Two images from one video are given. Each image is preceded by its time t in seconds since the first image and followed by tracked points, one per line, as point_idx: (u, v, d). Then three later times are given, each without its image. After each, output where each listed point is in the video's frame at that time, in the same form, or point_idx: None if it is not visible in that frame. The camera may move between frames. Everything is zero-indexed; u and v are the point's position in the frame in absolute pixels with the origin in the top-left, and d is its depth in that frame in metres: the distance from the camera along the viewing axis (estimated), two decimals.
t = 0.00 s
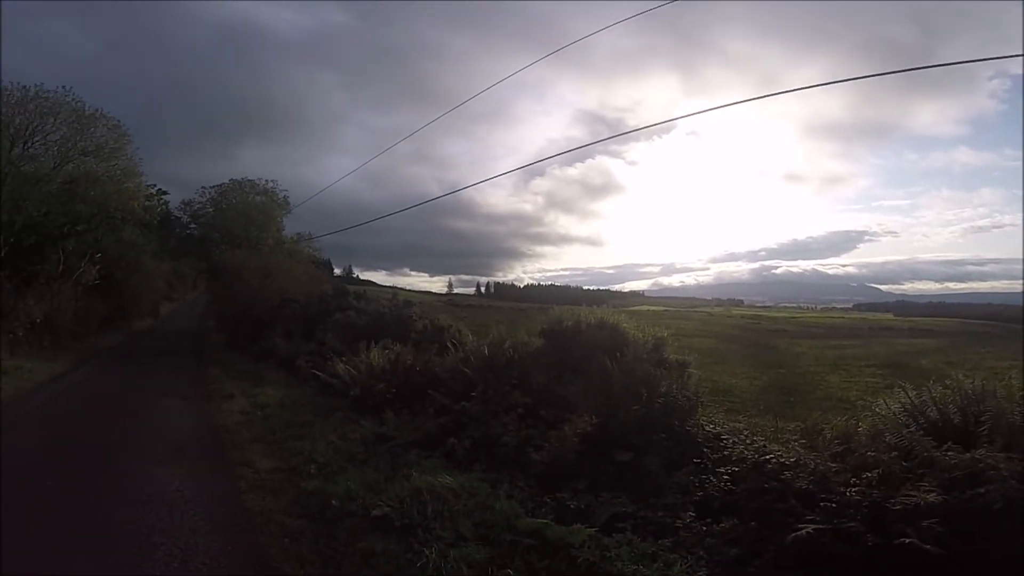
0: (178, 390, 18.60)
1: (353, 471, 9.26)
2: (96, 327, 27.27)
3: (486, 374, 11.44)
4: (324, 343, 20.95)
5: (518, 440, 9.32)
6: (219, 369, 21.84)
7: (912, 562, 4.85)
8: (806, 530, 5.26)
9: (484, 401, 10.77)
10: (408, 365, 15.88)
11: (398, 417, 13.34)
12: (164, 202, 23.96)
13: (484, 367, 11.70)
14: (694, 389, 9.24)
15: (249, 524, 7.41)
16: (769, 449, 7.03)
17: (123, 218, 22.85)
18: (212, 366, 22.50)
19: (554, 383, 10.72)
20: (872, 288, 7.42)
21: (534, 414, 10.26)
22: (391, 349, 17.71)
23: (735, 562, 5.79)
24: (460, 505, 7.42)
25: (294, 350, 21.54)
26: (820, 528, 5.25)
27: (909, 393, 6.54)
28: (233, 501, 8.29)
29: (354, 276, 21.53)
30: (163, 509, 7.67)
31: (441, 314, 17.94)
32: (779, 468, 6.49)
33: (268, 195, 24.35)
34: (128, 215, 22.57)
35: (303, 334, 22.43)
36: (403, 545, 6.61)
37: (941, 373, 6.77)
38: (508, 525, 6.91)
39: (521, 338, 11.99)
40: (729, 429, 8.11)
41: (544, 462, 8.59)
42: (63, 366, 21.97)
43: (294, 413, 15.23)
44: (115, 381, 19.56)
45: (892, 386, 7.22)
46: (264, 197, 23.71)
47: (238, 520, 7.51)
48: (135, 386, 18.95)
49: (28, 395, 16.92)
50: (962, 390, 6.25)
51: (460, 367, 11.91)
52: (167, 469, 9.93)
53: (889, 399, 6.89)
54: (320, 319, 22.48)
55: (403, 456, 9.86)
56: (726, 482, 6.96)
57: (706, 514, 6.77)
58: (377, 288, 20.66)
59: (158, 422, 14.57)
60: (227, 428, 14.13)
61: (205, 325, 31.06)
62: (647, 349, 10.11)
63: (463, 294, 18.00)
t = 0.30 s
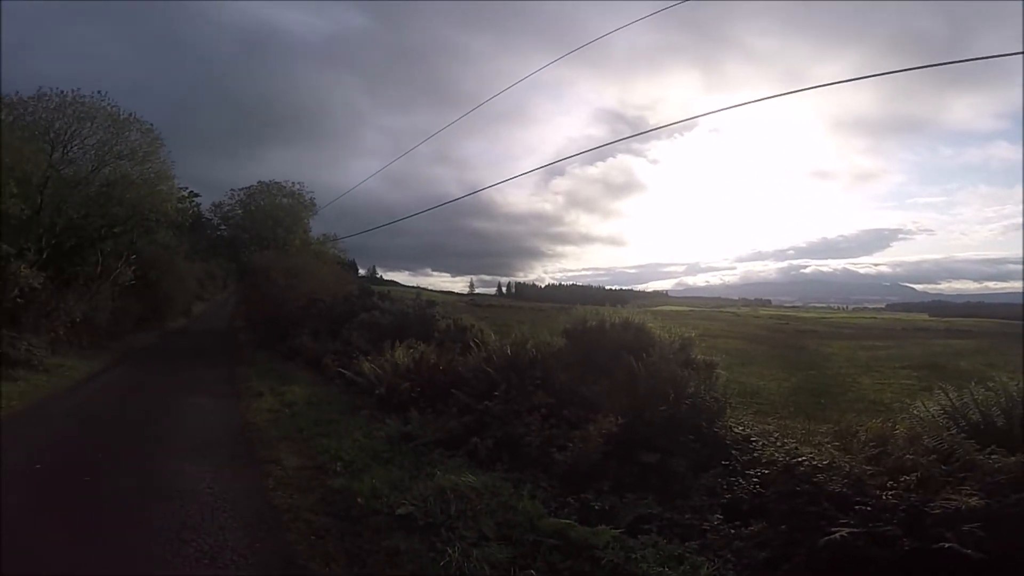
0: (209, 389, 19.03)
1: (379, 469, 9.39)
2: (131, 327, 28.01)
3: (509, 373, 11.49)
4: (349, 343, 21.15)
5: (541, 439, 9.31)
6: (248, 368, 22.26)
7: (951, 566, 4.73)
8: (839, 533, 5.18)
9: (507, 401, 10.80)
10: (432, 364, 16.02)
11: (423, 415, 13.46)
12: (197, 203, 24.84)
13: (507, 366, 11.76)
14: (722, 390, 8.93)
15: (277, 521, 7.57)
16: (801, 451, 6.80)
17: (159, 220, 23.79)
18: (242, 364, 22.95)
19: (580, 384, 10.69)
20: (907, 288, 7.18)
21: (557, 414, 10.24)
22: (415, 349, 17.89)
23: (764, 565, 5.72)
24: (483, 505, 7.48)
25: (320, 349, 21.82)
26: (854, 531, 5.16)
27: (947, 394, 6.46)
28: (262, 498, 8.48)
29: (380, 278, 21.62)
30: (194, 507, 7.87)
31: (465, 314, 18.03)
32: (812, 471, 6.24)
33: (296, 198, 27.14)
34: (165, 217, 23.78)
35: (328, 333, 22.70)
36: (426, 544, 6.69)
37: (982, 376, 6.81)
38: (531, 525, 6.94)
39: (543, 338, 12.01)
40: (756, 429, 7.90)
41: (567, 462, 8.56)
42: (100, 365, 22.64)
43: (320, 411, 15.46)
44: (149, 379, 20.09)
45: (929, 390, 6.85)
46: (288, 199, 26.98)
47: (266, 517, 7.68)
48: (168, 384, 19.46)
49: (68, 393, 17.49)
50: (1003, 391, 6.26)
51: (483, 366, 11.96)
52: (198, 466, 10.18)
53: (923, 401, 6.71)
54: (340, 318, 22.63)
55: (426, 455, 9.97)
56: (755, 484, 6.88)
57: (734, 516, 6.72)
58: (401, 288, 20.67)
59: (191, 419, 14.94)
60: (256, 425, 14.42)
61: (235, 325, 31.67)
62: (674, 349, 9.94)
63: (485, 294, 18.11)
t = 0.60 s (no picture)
0: (237, 388, 19.37)
1: (402, 469, 9.48)
2: (163, 327, 28.65)
3: (531, 373, 11.51)
4: (373, 343, 21.32)
5: (564, 440, 9.28)
6: (276, 367, 22.60)
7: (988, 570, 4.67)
8: (872, 537, 5.14)
9: (529, 401, 10.82)
10: (454, 365, 16.11)
11: (445, 415, 13.54)
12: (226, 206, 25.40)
13: (529, 367, 11.74)
14: (751, 392, 8.99)
15: (303, 518, 7.70)
16: (832, 454, 6.82)
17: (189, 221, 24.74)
18: (270, 364, 23.33)
19: (604, 386, 10.51)
20: (940, 288, 6.73)
21: (580, 414, 10.22)
22: (437, 349, 18.01)
23: (793, 568, 5.57)
24: (505, 505, 7.50)
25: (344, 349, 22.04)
26: (887, 535, 5.14)
27: (987, 399, 6.42)
28: (288, 497, 8.62)
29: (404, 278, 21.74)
30: (223, 506, 8.02)
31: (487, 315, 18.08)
32: (844, 474, 6.26)
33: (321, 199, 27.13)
34: (196, 219, 24.90)
35: (352, 332, 22.94)
36: (448, 543, 6.74)
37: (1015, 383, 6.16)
38: (553, 525, 6.93)
39: (564, 339, 11.93)
40: (787, 433, 7.92)
41: (590, 462, 8.47)
42: (134, 364, 23.22)
43: (344, 410, 15.64)
44: (181, 379, 20.54)
45: (965, 393, 6.76)
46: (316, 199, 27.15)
47: (292, 515, 7.80)
48: (198, 383, 19.86)
49: (103, 392, 17.96)
50: None
51: (505, 366, 11.99)
52: (227, 465, 10.38)
53: (962, 402, 6.75)
54: (362, 319, 22.83)
55: (449, 455, 10.04)
56: (783, 487, 6.72)
57: (763, 520, 6.56)
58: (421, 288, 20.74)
59: (221, 418, 15.25)
60: (283, 424, 14.65)
61: (263, 325, 32.19)
62: (700, 349, 9.98)
63: (505, 295, 18.16)
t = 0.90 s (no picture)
0: (266, 386, 19.76)
1: (425, 467, 9.57)
2: (195, 326, 29.31)
3: (553, 372, 11.53)
4: (396, 341, 21.49)
5: (586, 439, 9.27)
6: (303, 365, 22.93)
7: None
8: (905, 540, 5.08)
9: (552, 400, 10.84)
10: (476, 363, 16.19)
11: (468, 414, 13.61)
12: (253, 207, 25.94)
13: (551, 366, 11.74)
14: (779, 394, 8.88)
15: (328, 515, 7.84)
16: (864, 455, 6.84)
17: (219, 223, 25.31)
18: (298, 361, 23.70)
19: (627, 384, 10.63)
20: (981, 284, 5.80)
21: (602, 413, 10.20)
22: (459, 348, 18.11)
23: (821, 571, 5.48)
24: (527, 504, 7.53)
25: (367, 347, 22.28)
26: (922, 538, 5.07)
27: None
28: (314, 493, 8.78)
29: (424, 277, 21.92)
30: (252, 503, 8.21)
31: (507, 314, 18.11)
32: (877, 475, 6.25)
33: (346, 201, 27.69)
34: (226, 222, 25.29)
35: (376, 330, 23.16)
36: (470, 542, 6.80)
37: None
38: (575, 525, 6.94)
39: (586, 338, 12.04)
40: (816, 435, 7.88)
41: (613, 462, 8.45)
42: (168, 362, 23.83)
43: (367, 408, 15.83)
44: (214, 376, 21.03)
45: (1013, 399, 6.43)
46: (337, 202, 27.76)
47: (319, 512, 7.95)
48: (229, 381, 20.30)
49: (139, 389, 18.48)
50: None
51: (527, 365, 12.02)
52: (257, 462, 10.61)
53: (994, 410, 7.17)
54: (385, 317, 23.03)
55: (471, 453, 10.10)
56: (812, 488, 6.67)
57: (790, 521, 6.48)
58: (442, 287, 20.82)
59: (252, 415, 15.59)
60: (310, 422, 14.91)
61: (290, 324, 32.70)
62: (726, 350, 9.84)
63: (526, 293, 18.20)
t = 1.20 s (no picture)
0: (293, 385, 20.06)
1: (447, 466, 9.67)
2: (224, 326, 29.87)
3: (574, 374, 11.58)
4: (419, 340, 21.67)
5: (608, 441, 9.30)
6: (327, 364, 23.21)
7: None
8: (943, 544, 5.08)
9: (574, 401, 10.89)
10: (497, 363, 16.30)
11: (489, 414, 13.69)
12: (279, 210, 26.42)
13: (573, 367, 11.80)
14: (807, 395, 9.18)
15: (352, 513, 7.98)
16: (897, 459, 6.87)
17: (246, 225, 25.78)
18: (323, 361, 23.99)
19: (651, 386, 10.75)
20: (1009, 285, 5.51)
21: (625, 414, 10.23)
22: (480, 348, 18.23)
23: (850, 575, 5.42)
24: (548, 504, 7.58)
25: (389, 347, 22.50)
26: (959, 543, 5.07)
27: None
28: (338, 491, 8.94)
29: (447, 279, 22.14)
30: (277, 501, 8.37)
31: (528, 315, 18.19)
32: (911, 479, 6.28)
33: (367, 202, 28.54)
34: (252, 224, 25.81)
35: (398, 330, 23.37)
36: (490, 542, 6.87)
37: None
38: (597, 526, 6.96)
39: (609, 339, 12.14)
40: (846, 436, 8.13)
41: (635, 464, 8.46)
42: (198, 361, 24.33)
43: (388, 408, 16.02)
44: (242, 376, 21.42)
45: None
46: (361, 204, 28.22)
47: (342, 510, 8.09)
48: (257, 380, 20.66)
49: (170, 388, 18.91)
50: None
51: (549, 366, 12.09)
52: (282, 460, 10.81)
53: None
54: (405, 316, 23.24)
55: (492, 453, 10.18)
56: (843, 491, 6.67)
57: (819, 525, 6.44)
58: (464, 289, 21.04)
59: (279, 414, 15.86)
60: (334, 420, 15.14)
61: (316, 324, 33.11)
62: (754, 351, 10.38)
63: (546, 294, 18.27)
